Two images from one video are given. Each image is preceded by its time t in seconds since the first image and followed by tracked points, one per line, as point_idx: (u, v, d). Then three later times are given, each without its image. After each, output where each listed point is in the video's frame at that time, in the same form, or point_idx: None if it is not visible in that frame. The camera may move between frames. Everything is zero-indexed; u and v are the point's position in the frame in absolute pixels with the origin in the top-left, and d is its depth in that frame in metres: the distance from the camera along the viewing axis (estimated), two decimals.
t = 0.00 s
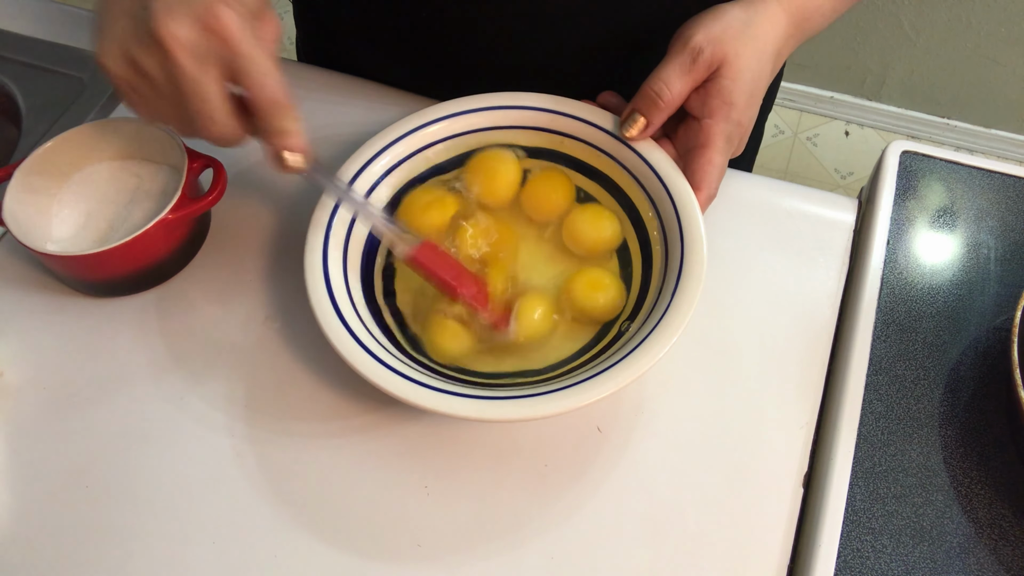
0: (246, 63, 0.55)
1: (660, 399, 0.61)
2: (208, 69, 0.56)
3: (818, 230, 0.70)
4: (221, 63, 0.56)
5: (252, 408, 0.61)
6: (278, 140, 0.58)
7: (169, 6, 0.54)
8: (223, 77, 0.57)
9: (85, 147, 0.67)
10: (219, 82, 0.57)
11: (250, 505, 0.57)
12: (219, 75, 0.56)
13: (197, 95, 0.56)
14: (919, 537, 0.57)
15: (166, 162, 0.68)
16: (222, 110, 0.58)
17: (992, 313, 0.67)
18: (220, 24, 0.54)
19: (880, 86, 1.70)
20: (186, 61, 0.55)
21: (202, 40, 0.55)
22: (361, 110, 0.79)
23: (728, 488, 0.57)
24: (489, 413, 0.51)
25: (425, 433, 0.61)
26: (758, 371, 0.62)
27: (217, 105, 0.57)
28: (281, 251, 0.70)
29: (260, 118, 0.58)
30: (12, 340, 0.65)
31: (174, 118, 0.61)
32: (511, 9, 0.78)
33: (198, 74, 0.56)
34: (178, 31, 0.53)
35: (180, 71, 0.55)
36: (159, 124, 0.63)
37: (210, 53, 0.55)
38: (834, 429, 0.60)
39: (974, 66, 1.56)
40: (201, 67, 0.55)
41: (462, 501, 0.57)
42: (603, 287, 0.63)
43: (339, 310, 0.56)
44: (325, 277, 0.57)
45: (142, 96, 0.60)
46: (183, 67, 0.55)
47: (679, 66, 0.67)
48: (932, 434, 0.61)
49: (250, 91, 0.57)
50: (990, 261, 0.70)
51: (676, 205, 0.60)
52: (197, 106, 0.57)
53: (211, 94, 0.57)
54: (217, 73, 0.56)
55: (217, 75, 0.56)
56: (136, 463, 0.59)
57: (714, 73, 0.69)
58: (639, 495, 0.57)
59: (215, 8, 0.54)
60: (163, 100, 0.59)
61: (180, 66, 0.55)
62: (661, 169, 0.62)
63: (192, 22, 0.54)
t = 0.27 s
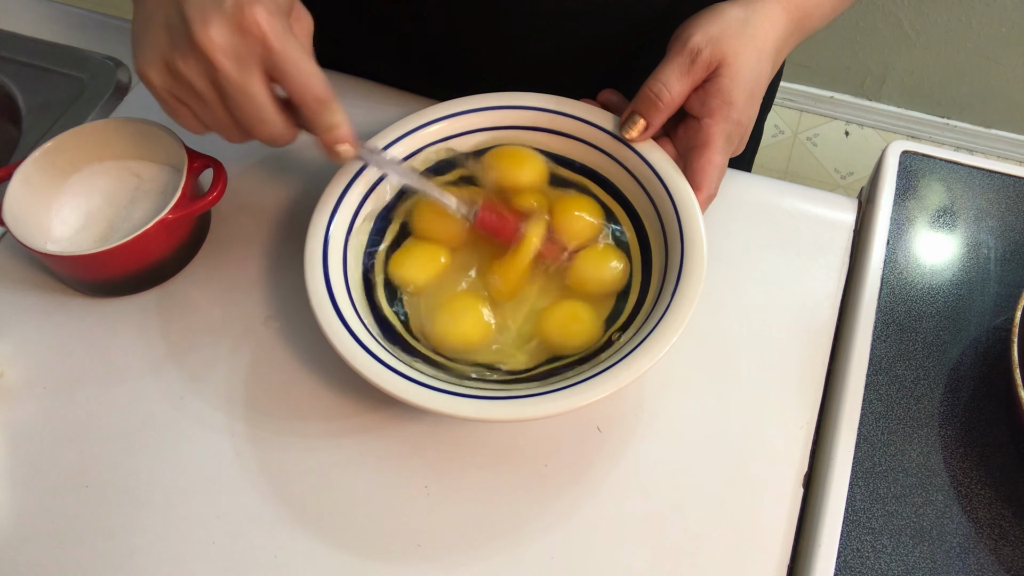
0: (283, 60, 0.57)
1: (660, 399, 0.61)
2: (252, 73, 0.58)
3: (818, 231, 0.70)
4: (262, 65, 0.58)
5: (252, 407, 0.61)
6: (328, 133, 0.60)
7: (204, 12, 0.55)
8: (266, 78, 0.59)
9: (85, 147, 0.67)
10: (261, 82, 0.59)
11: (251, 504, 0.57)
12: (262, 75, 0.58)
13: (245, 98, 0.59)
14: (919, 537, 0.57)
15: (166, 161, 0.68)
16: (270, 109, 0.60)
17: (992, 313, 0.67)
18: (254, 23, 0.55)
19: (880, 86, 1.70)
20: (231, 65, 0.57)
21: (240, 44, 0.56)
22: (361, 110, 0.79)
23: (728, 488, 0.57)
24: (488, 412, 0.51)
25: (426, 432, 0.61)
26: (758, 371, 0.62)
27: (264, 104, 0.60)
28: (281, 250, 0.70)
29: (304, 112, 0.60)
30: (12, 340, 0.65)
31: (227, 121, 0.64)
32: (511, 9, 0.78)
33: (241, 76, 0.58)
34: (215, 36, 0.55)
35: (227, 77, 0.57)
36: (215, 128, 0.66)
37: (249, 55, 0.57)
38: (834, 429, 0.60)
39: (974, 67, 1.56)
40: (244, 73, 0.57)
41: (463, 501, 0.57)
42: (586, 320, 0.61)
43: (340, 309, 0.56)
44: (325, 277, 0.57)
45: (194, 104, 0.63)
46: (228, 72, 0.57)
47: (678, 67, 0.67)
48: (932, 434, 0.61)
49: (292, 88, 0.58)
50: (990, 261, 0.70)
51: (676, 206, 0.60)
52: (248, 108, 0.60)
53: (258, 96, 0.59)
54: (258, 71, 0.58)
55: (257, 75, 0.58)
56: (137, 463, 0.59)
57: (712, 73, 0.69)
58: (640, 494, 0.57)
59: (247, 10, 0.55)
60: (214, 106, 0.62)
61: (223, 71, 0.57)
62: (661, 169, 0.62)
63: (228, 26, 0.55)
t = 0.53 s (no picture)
0: (293, 81, 0.59)
1: (660, 399, 0.61)
2: (263, 91, 0.60)
3: (818, 231, 0.70)
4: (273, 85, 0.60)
5: (252, 407, 0.61)
6: (332, 145, 0.62)
7: (218, 36, 0.58)
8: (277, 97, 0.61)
9: (85, 146, 0.67)
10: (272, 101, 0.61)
11: (251, 504, 0.57)
12: (274, 94, 0.61)
13: (258, 115, 0.62)
14: (919, 537, 0.57)
15: (166, 161, 0.68)
16: (281, 124, 0.63)
17: (993, 313, 0.67)
18: (265, 45, 0.57)
19: (880, 86, 1.70)
20: (245, 86, 0.60)
21: (252, 66, 0.59)
22: (361, 109, 0.79)
23: (728, 488, 0.57)
24: (488, 412, 0.51)
25: (426, 432, 0.61)
26: (758, 371, 0.62)
27: (275, 119, 0.62)
28: (281, 250, 0.70)
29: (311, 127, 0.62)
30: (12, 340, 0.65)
31: (240, 135, 0.67)
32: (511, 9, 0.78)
33: (254, 96, 0.60)
34: (228, 58, 0.58)
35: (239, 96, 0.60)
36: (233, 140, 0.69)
37: (261, 76, 0.59)
38: (834, 429, 0.60)
39: (974, 66, 1.56)
40: (256, 91, 0.60)
41: (463, 501, 0.57)
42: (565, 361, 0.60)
43: (340, 309, 0.56)
44: (325, 278, 0.57)
45: (211, 120, 0.66)
46: (240, 92, 0.60)
47: (668, 77, 0.68)
48: (932, 434, 0.61)
49: (303, 108, 0.61)
50: (990, 261, 0.70)
51: (676, 206, 0.60)
52: (260, 124, 0.62)
53: (269, 112, 0.61)
54: (269, 90, 0.60)
55: (269, 94, 0.60)
56: (137, 462, 0.59)
57: (701, 73, 0.69)
58: (639, 495, 0.57)
59: (259, 34, 0.57)
60: (229, 121, 0.65)
61: (236, 91, 0.60)
62: (661, 169, 0.62)
63: (240, 49, 0.58)
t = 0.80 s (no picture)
0: (266, 57, 0.58)
1: (660, 399, 0.61)
2: (236, 68, 0.59)
3: (818, 231, 0.70)
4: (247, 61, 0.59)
5: (252, 407, 0.61)
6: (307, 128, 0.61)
7: (194, 9, 0.57)
8: (250, 74, 0.60)
9: (85, 146, 0.67)
10: (245, 79, 0.60)
11: (251, 505, 0.57)
12: (247, 73, 0.59)
13: (231, 93, 0.60)
14: (919, 537, 0.57)
15: (166, 161, 0.68)
16: (252, 104, 0.61)
17: (993, 313, 0.67)
18: (242, 20, 0.56)
19: (880, 86, 1.70)
20: (218, 61, 0.58)
21: (227, 40, 0.57)
22: (361, 109, 0.79)
23: (728, 488, 0.57)
24: (487, 412, 0.51)
25: (425, 432, 0.61)
26: (758, 371, 0.62)
27: (249, 101, 0.61)
28: (281, 250, 0.70)
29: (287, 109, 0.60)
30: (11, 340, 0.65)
31: (212, 119, 0.65)
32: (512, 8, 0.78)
33: (227, 72, 0.59)
34: (203, 32, 0.56)
35: (212, 71, 0.58)
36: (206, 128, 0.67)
37: (235, 51, 0.58)
38: (833, 429, 0.60)
39: (975, 66, 1.56)
40: (229, 68, 0.59)
41: (463, 501, 0.57)
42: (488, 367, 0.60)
43: (339, 309, 0.56)
44: (325, 278, 0.57)
45: (184, 103, 0.64)
46: (214, 68, 0.58)
47: (660, 76, 0.68)
48: (932, 434, 0.61)
49: (274, 86, 0.59)
50: (990, 261, 0.70)
51: (676, 205, 0.60)
52: (231, 102, 0.61)
53: (240, 89, 0.60)
54: (245, 69, 0.59)
55: (241, 71, 0.59)
56: (136, 463, 0.59)
57: (695, 73, 0.69)
58: (639, 495, 0.57)
59: (235, 7, 0.56)
60: (204, 105, 0.64)
61: (209, 66, 0.58)
62: (661, 169, 0.62)
63: (217, 23, 0.56)
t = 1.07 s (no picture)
0: (297, 82, 0.60)
1: (660, 399, 0.61)
2: (268, 89, 0.61)
3: (818, 231, 0.70)
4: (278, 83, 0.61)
5: (252, 407, 0.61)
6: (336, 142, 0.62)
7: (222, 37, 0.59)
8: (282, 94, 0.62)
9: (85, 146, 0.67)
10: (278, 98, 0.62)
11: (250, 504, 0.57)
12: (279, 93, 0.62)
13: (263, 112, 0.63)
14: (919, 537, 0.57)
15: (166, 161, 0.68)
16: (286, 120, 0.64)
17: (993, 313, 0.67)
18: (269, 49, 0.59)
19: (880, 86, 1.70)
20: (250, 85, 0.61)
21: (259, 66, 0.60)
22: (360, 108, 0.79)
23: (728, 487, 0.57)
24: (487, 412, 0.51)
25: (425, 432, 0.61)
26: (758, 370, 0.62)
27: (281, 117, 0.64)
28: (281, 250, 0.70)
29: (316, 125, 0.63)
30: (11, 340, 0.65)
31: (246, 130, 0.68)
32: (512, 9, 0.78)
33: (259, 93, 0.62)
34: (234, 60, 0.59)
35: (246, 93, 0.61)
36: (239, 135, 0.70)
37: (265, 76, 0.61)
38: (834, 429, 0.60)
39: (975, 66, 1.56)
40: (261, 89, 0.61)
41: (462, 501, 0.57)
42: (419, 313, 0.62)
43: (339, 309, 0.56)
44: (325, 277, 0.57)
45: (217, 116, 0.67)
46: (247, 92, 0.61)
47: (662, 78, 0.68)
48: (932, 434, 0.61)
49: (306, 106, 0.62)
50: (990, 261, 0.70)
51: (676, 205, 0.60)
52: (265, 118, 0.64)
53: (274, 108, 0.63)
54: (274, 89, 0.61)
55: (274, 93, 0.62)
56: (136, 462, 0.59)
57: (696, 74, 0.69)
58: (639, 494, 0.57)
59: (263, 36, 0.58)
60: (237, 118, 0.67)
61: (243, 90, 0.61)
62: (661, 169, 0.62)
63: (245, 50, 0.59)
